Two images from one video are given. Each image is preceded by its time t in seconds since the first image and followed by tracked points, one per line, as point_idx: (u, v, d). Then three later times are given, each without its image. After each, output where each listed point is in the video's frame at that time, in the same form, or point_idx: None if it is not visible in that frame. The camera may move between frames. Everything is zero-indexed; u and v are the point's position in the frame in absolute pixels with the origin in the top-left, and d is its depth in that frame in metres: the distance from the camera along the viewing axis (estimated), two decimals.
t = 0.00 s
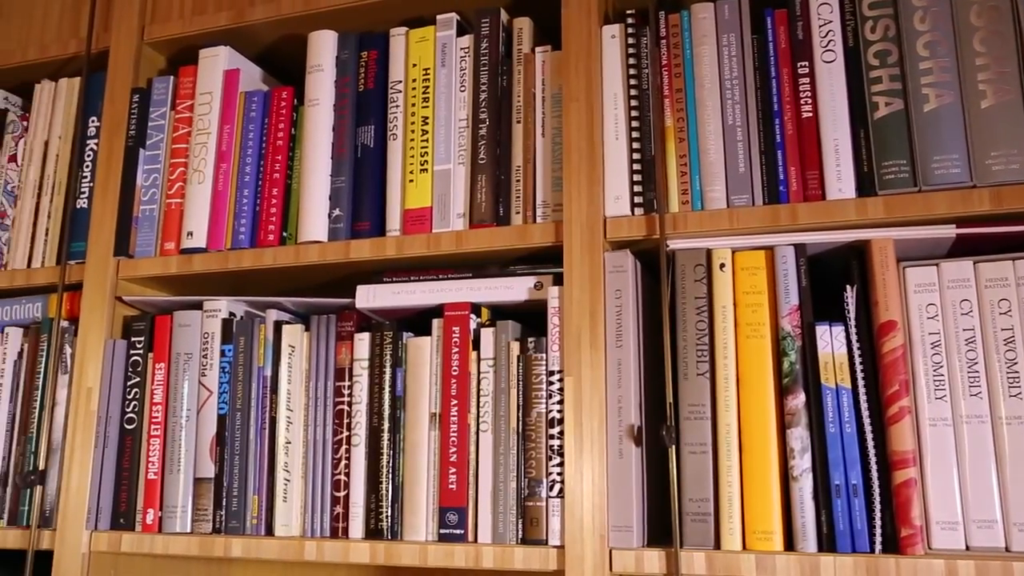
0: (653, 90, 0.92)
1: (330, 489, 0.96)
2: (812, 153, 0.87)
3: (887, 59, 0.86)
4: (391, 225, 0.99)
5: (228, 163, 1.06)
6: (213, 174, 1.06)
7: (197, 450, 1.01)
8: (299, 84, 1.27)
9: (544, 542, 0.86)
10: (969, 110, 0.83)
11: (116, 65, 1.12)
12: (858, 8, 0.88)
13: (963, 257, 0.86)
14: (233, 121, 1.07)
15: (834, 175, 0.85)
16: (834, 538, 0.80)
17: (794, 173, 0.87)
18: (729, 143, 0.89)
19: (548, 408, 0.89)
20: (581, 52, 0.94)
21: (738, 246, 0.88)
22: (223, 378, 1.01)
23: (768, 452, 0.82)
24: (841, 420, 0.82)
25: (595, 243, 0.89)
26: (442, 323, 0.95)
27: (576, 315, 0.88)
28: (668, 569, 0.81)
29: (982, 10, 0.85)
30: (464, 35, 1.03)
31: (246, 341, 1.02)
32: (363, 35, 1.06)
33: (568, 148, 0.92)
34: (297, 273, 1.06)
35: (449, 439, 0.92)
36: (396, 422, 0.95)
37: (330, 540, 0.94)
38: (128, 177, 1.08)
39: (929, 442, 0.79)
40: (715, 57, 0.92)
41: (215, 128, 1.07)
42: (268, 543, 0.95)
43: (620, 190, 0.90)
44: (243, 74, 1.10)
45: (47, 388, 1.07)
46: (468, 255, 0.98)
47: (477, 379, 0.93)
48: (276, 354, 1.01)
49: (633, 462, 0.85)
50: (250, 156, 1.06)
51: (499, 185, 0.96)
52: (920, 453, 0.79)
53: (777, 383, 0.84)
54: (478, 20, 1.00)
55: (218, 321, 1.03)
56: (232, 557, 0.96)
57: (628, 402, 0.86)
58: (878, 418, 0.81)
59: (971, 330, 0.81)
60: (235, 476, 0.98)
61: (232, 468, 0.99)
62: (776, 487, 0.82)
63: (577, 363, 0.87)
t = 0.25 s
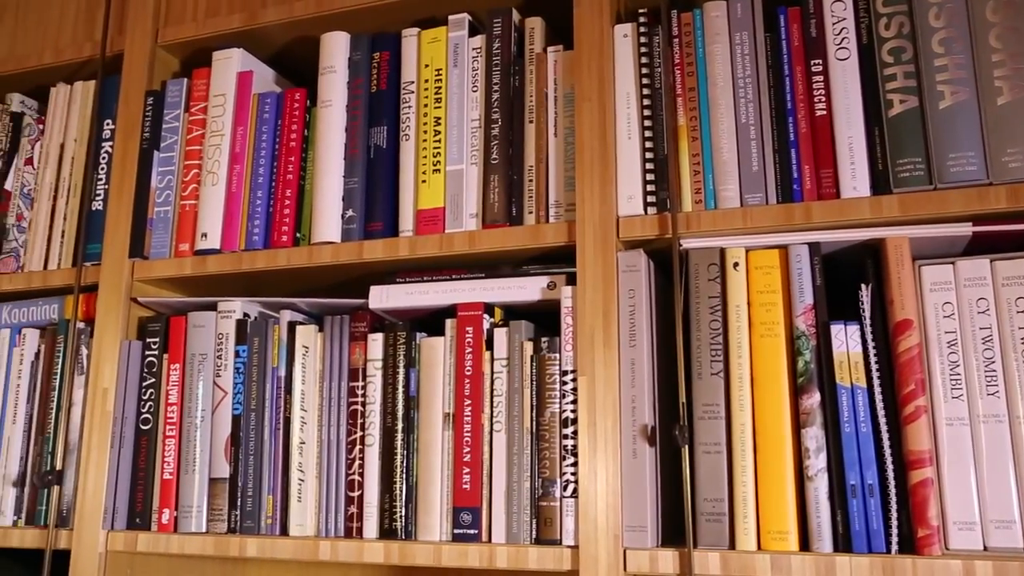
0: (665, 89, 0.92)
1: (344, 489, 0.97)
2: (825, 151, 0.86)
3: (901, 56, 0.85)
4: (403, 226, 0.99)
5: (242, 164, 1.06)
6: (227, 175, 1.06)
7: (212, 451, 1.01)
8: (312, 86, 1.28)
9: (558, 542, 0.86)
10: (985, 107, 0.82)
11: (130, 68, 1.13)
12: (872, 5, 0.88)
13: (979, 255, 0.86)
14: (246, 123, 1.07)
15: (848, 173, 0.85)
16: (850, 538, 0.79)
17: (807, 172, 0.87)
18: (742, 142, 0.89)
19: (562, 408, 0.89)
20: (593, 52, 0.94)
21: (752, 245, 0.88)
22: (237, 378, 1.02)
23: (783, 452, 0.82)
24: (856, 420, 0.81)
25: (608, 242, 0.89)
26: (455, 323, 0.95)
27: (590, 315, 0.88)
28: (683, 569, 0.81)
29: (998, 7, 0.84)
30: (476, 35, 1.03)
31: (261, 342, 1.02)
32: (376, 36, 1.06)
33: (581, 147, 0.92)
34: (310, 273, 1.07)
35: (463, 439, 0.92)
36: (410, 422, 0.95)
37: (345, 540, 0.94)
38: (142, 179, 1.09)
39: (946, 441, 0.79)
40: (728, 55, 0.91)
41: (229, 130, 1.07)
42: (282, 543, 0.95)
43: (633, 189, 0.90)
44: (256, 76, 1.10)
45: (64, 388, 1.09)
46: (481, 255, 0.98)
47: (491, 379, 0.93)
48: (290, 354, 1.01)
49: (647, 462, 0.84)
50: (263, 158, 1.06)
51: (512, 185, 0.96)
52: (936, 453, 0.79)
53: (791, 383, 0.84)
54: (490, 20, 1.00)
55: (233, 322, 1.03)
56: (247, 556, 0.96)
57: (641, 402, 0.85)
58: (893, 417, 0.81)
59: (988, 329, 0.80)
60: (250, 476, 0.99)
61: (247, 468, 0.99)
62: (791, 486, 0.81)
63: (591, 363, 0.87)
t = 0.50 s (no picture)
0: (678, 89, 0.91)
1: (358, 489, 0.97)
2: (840, 149, 0.86)
3: (917, 53, 0.85)
4: (417, 226, 0.99)
5: (256, 166, 1.07)
6: (241, 177, 1.07)
7: (227, 451, 1.02)
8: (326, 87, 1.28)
9: (572, 542, 0.86)
10: (1001, 105, 0.81)
11: (145, 70, 1.14)
12: (887, 2, 0.87)
13: (996, 253, 0.85)
14: (260, 125, 1.08)
15: (863, 172, 0.84)
16: (866, 538, 0.79)
17: (822, 170, 0.86)
18: (756, 141, 0.89)
19: (576, 408, 0.89)
20: (606, 51, 0.94)
21: (766, 244, 0.88)
22: (252, 379, 1.02)
23: (798, 452, 0.82)
24: (872, 420, 0.81)
25: (622, 242, 0.89)
26: (469, 323, 0.96)
27: (603, 315, 0.88)
28: (697, 569, 0.81)
29: (1014, 3, 0.83)
30: (489, 36, 1.03)
31: (275, 343, 1.02)
32: (389, 37, 1.07)
33: (594, 146, 0.92)
34: (324, 274, 1.07)
35: (477, 439, 0.92)
36: (424, 422, 0.95)
37: (359, 540, 0.94)
38: (157, 181, 1.10)
39: (962, 441, 0.78)
40: (742, 54, 0.91)
41: (242, 131, 1.08)
42: (297, 543, 0.95)
43: (646, 189, 0.90)
44: (270, 78, 1.10)
45: (80, 389, 1.09)
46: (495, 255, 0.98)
47: (505, 379, 0.93)
48: (304, 354, 1.02)
49: (661, 462, 0.84)
50: (277, 159, 1.06)
51: (525, 185, 0.96)
52: (953, 452, 0.78)
53: (806, 382, 0.83)
54: (503, 20, 1.00)
55: (247, 322, 1.04)
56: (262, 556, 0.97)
57: (655, 402, 0.85)
58: (909, 417, 0.80)
59: (1005, 328, 0.79)
60: (265, 476, 0.99)
61: (262, 468, 0.99)
62: (807, 486, 0.81)
63: (604, 363, 0.87)
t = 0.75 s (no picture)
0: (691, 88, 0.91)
1: (373, 489, 0.97)
2: (855, 147, 0.86)
3: (932, 51, 0.84)
4: (430, 226, 1.00)
5: (269, 166, 1.07)
6: (254, 178, 1.07)
7: (242, 451, 1.02)
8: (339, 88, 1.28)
9: (586, 542, 0.86)
10: (1018, 102, 0.81)
11: (159, 72, 1.14)
12: None
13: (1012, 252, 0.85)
14: (274, 125, 1.08)
15: (878, 170, 0.84)
16: (882, 538, 0.78)
17: (836, 168, 0.86)
18: (770, 140, 0.88)
19: (590, 408, 0.89)
20: (619, 50, 0.94)
21: (780, 243, 0.87)
22: (266, 379, 1.03)
23: (813, 451, 0.81)
24: (887, 419, 0.80)
25: (635, 241, 0.89)
26: (482, 323, 0.96)
27: (617, 314, 0.88)
28: (712, 569, 0.81)
29: None
30: (502, 36, 1.03)
31: (289, 343, 1.03)
32: (401, 37, 1.07)
33: (607, 146, 0.92)
34: (337, 274, 1.07)
35: (491, 439, 0.92)
36: (438, 422, 0.96)
37: (373, 539, 0.94)
38: (172, 182, 1.11)
39: (979, 441, 0.78)
40: (755, 52, 0.91)
41: (256, 132, 1.08)
42: (312, 543, 0.96)
43: (659, 188, 0.90)
44: (283, 79, 1.11)
45: (96, 390, 1.10)
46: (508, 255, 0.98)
47: (518, 379, 0.93)
48: (318, 354, 1.02)
49: (675, 462, 0.84)
50: (290, 160, 1.07)
51: (538, 184, 0.96)
52: (970, 452, 0.78)
53: (821, 382, 0.83)
54: (515, 20, 1.00)
55: (261, 323, 1.04)
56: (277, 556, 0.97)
57: (669, 401, 0.85)
58: (926, 416, 0.80)
59: (1022, 326, 0.79)
60: (279, 477, 0.99)
61: (276, 468, 1.00)
62: (822, 486, 0.81)
63: (618, 363, 0.87)
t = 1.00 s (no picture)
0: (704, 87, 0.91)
1: (386, 488, 0.97)
2: (869, 145, 0.85)
3: (947, 48, 0.84)
4: (443, 226, 1.00)
5: (283, 167, 1.07)
6: (268, 178, 1.08)
7: (256, 451, 1.02)
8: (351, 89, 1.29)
9: (600, 542, 0.86)
10: None
11: (173, 74, 1.15)
12: None
13: None
14: (287, 126, 1.08)
15: (892, 168, 0.84)
16: (897, 538, 0.78)
17: (850, 167, 0.86)
18: (783, 138, 0.88)
19: (603, 407, 0.89)
20: (631, 49, 0.94)
21: (793, 242, 0.87)
22: (280, 379, 1.03)
23: (827, 451, 0.81)
24: (903, 419, 0.80)
25: (648, 241, 0.88)
26: (495, 323, 0.96)
27: (629, 314, 0.88)
28: (726, 569, 0.80)
29: None
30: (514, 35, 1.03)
31: (303, 344, 1.03)
32: (414, 38, 1.07)
33: (620, 145, 0.92)
34: (350, 274, 1.07)
35: (504, 439, 0.92)
36: (451, 422, 0.96)
37: (387, 539, 0.95)
38: (186, 183, 1.11)
39: (996, 441, 0.77)
40: (768, 51, 0.90)
41: (270, 133, 1.08)
42: (326, 542, 0.96)
43: (672, 187, 0.90)
44: (296, 80, 1.11)
45: (111, 390, 1.11)
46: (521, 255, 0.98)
47: (531, 379, 0.93)
48: (331, 354, 1.02)
49: (689, 461, 0.84)
50: (303, 160, 1.07)
51: (550, 184, 0.96)
52: (986, 452, 0.77)
53: (836, 381, 0.83)
54: (528, 20, 1.00)
55: (275, 323, 1.05)
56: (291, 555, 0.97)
57: (683, 401, 0.85)
58: (941, 416, 0.79)
59: None
60: (293, 476, 1.00)
61: (290, 468, 1.00)
62: (836, 486, 0.80)
63: (631, 363, 0.86)
